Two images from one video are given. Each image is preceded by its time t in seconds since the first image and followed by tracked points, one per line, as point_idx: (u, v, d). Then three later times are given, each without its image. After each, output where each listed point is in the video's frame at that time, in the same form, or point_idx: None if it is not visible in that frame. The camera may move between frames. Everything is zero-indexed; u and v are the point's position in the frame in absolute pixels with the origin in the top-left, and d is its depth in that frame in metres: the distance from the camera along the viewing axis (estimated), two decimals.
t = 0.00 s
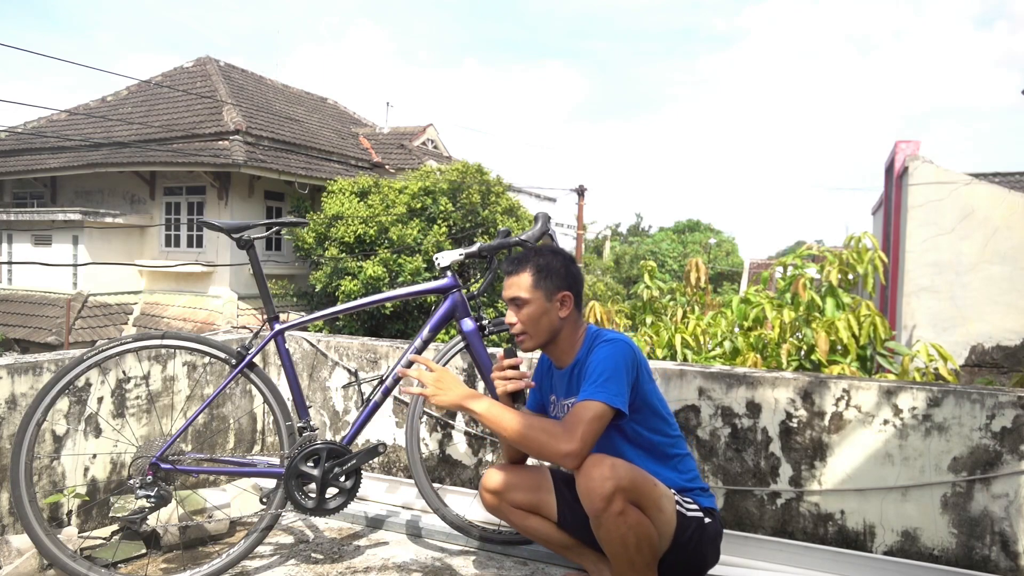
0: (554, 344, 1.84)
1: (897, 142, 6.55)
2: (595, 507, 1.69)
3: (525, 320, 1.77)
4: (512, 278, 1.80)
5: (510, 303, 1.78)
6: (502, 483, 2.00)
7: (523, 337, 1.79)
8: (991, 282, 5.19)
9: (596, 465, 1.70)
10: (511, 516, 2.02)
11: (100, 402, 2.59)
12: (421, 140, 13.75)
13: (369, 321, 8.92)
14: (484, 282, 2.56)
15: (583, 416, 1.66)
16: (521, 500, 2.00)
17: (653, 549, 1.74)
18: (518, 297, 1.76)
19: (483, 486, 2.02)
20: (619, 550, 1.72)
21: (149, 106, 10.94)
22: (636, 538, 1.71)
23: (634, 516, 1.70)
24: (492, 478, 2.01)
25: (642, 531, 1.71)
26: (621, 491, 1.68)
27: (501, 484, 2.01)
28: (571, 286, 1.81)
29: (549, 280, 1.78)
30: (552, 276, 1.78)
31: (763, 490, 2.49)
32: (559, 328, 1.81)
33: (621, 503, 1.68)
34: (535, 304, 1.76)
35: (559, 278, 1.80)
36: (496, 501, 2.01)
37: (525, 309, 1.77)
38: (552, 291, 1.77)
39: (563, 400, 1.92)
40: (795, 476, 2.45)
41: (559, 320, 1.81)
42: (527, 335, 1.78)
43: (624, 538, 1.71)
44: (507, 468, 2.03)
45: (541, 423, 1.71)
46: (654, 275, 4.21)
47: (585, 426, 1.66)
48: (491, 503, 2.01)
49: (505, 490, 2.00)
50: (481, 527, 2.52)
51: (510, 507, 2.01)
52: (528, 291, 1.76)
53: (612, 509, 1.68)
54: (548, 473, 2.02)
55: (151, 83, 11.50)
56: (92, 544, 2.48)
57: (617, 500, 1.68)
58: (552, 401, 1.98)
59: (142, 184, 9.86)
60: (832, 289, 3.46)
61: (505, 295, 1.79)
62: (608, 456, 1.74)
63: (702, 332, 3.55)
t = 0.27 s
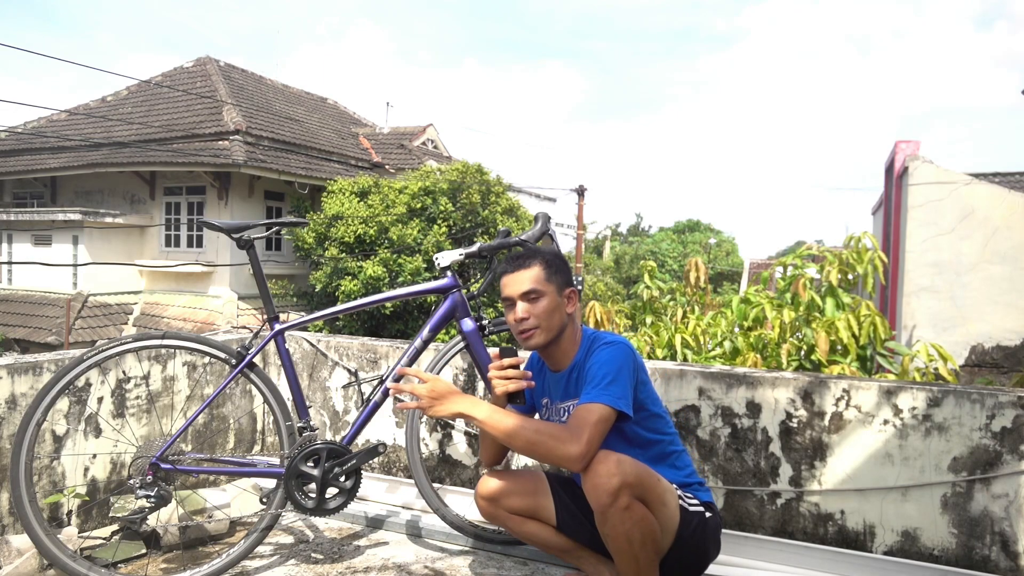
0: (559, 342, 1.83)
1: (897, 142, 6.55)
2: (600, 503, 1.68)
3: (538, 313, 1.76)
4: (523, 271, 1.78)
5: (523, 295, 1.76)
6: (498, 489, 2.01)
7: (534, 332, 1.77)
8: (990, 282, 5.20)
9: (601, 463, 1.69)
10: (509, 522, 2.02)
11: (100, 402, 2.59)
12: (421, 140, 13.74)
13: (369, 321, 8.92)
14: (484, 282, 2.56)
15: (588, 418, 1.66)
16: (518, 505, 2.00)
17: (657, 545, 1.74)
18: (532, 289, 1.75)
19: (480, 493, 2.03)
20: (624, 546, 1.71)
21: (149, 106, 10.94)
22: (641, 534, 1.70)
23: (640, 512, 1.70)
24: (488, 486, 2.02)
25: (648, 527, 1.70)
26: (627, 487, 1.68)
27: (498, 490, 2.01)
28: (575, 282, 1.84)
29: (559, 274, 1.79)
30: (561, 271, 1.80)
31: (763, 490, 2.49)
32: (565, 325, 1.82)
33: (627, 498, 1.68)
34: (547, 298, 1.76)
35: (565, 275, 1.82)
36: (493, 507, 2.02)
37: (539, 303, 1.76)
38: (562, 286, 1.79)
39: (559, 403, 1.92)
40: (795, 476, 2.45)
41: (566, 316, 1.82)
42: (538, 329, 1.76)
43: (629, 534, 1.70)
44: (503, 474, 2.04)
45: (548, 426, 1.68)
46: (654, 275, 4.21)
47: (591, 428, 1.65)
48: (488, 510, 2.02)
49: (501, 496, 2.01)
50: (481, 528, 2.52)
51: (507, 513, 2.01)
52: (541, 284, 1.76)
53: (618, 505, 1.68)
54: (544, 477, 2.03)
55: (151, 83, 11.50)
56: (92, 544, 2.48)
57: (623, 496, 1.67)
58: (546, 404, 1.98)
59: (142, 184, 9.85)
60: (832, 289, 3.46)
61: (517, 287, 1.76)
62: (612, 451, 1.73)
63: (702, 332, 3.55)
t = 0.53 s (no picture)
0: (569, 340, 1.84)
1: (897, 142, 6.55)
2: (606, 503, 1.68)
3: (555, 308, 1.77)
4: (537, 266, 1.77)
5: (539, 290, 1.75)
6: (499, 490, 2.02)
7: (550, 326, 1.77)
8: (990, 282, 5.20)
9: (608, 463, 1.68)
10: (510, 524, 2.02)
11: (100, 402, 2.59)
12: (421, 140, 13.74)
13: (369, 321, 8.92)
14: (484, 282, 2.57)
15: (601, 418, 1.66)
16: (519, 507, 2.01)
17: (660, 546, 1.74)
18: (548, 283, 1.76)
19: (482, 494, 2.04)
20: (627, 547, 1.71)
21: (149, 106, 10.94)
22: (645, 535, 1.70)
23: (645, 514, 1.69)
24: (489, 487, 2.03)
25: (652, 529, 1.70)
26: (633, 488, 1.67)
27: (498, 491, 2.02)
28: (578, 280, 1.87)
29: (568, 271, 1.81)
30: (567, 268, 1.83)
31: (763, 490, 2.49)
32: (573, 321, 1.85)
33: (632, 499, 1.68)
34: (562, 292, 1.78)
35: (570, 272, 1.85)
36: (494, 509, 2.03)
37: (555, 297, 1.77)
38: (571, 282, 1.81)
39: (564, 405, 1.91)
40: (795, 476, 2.45)
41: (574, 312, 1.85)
42: (555, 324, 1.77)
43: (633, 535, 1.70)
44: (504, 475, 2.04)
45: (561, 420, 1.67)
46: (655, 275, 4.21)
47: (603, 427, 1.65)
48: (489, 511, 2.03)
49: (502, 498, 2.01)
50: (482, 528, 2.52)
51: (508, 515, 2.02)
52: (556, 279, 1.77)
53: (623, 505, 1.68)
54: (544, 478, 2.03)
55: (151, 83, 11.50)
56: (92, 544, 2.48)
57: (629, 496, 1.67)
58: (546, 408, 1.97)
59: (142, 184, 9.85)
60: (832, 289, 3.46)
61: (534, 283, 1.75)
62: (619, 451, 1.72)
63: (702, 332, 3.55)
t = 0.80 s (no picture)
0: (569, 341, 1.84)
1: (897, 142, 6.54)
2: (610, 503, 1.68)
3: (549, 310, 1.76)
4: (533, 268, 1.77)
5: (534, 292, 1.75)
6: (500, 493, 2.02)
7: (544, 329, 1.77)
8: (991, 282, 5.19)
9: (612, 463, 1.68)
10: (511, 526, 2.02)
11: (100, 402, 2.59)
12: (421, 140, 13.74)
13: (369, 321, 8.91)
14: (484, 282, 2.57)
15: (606, 421, 1.65)
16: (519, 509, 2.00)
17: (663, 546, 1.74)
18: (543, 285, 1.75)
19: (483, 496, 2.03)
20: (630, 547, 1.71)
21: (149, 106, 10.94)
22: (649, 535, 1.70)
23: (650, 514, 1.69)
24: (490, 489, 2.03)
25: (656, 529, 1.70)
26: (637, 489, 1.67)
27: (499, 493, 2.02)
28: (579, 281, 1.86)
29: (567, 273, 1.80)
30: (568, 269, 1.82)
31: (763, 490, 2.49)
32: (573, 323, 1.84)
33: (636, 500, 1.68)
34: (558, 295, 1.77)
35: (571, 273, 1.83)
36: (495, 511, 2.03)
37: (551, 300, 1.76)
38: (570, 284, 1.80)
39: (568, 407, 1.91)
40: (795, 476, 2.45)
41: (573, 314, 1.83)
42: (550, 326, 1.77)
43: (637, 536, 1.70)
44: (505, 478, 2.04)
45: (565, 421, 1.67)
46: (655, 275, 4.22)
47: (608, 430, 1.65)
48: (490, 514, 2.03)
49: (503, 501, 2.01)
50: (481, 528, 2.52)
51: (509, 517, 2.02)
52: (552, 281, 1.76)
53: (627, 506, 1.68)
54: (545, 480, 2.04)
55: (151, 83, 11.50)
56: (92, 544, 2.48)
57: (633, 497, 1.67)
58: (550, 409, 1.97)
59: (142, 184, 9.85)
60: (832, 289, 3.46)
61: (528, 285, 1.75)
62: (624, 452, 1.72)
63: (702, 332, 3.55)
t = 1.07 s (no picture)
0: (567, 342, 1.84)
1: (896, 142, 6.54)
2: (607, 504, 1.68)
3: (544, 311, 1.76)
4: (535, 267, 1.78)
5: (532, 292, 1.76)
6: (501, 493, 2.02)
7: (538, 328, 1.77)
8: (991, 282, 5.20)
9: (610, 464, 1.68)
10: (511, 526, 2.02)
11: (100, 401, 2.59)
12: (421, 140, 13.74)
13: (369, 321, 8.91)
14: (484, 282, 2.57)
15: (605, 423, 1.65)
16: (519, 509, 2.00)
17: (661, 547, 1.74)
18: (541, 286, 1.76)
19: (483, 496, 2.03)
20: (628, 548, 1.71)
21: (149, 106, 10.94)
22: (647, 537, 1.70)
23: (647, 515, 1.69)
24: (491, 490, 2.02)
25: (653, 530, 1.70)
26: (635, 490, 1.67)
27: (500, 493, 2.02)
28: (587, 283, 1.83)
29: (570, 275, 1.79)
30: (574, 271, 1.80)
31: (763, 490, 2.49)
32: (573, 325, 1.82)
33: (634, 501, 1.67)
34: (556, 297, 1.76)
35: (578, 275, 1.81)
36: (495, 511, 2.03)
37: (547, 301, 1.76)
38: (572, 287, 1.78)
39: (570, 407, 1.91)
40: (795, 476, 2.46)
41: (575, 317, 1.81)
42: (543, 326, 1.77)
43: (634, 536, 1.70)
44: (505, 478, 2.04)
45: (563, 423, 1.68)
46: (654, 275, 4.22)
47: (606, 433, 1.64)
48: (490, 514, 2.03)
49: (502, 501, 2.01)
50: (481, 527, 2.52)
51: (509, 517, 2.02)
52: (551, 282, 1.76)
53: (625, 507, 1.67)
54: (545, 480, 2.04)
55: (151, 83, 11.50)
56: (92, 544, 2.48)
57: (630, 498, 1.67)
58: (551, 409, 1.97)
59: (142, 184, 9.85)
60: (832, 289, 3.46)
61: (526, 283, 1.76)
62: (621, 453, 1.72)
63: (702, 332, 3.55)
